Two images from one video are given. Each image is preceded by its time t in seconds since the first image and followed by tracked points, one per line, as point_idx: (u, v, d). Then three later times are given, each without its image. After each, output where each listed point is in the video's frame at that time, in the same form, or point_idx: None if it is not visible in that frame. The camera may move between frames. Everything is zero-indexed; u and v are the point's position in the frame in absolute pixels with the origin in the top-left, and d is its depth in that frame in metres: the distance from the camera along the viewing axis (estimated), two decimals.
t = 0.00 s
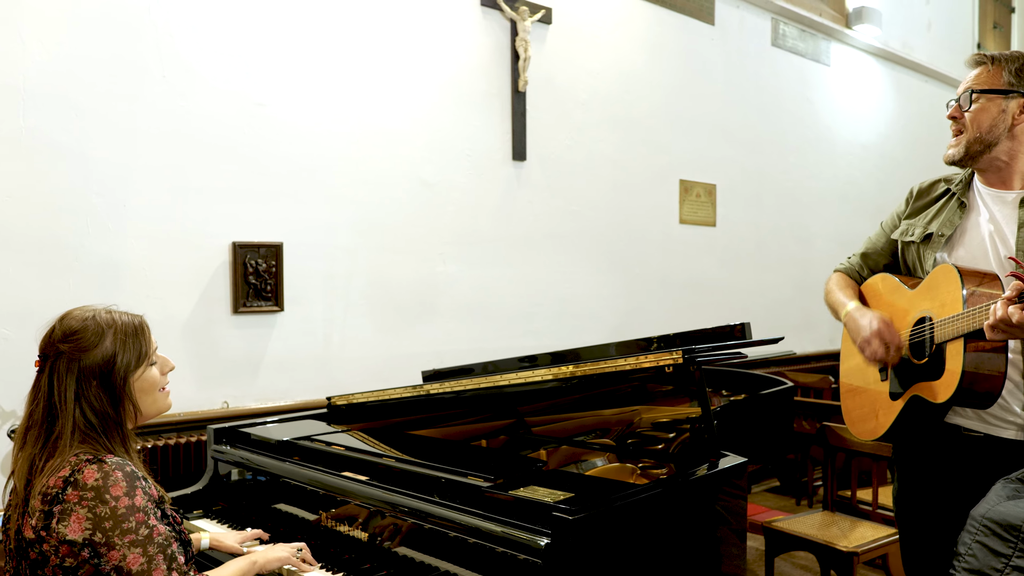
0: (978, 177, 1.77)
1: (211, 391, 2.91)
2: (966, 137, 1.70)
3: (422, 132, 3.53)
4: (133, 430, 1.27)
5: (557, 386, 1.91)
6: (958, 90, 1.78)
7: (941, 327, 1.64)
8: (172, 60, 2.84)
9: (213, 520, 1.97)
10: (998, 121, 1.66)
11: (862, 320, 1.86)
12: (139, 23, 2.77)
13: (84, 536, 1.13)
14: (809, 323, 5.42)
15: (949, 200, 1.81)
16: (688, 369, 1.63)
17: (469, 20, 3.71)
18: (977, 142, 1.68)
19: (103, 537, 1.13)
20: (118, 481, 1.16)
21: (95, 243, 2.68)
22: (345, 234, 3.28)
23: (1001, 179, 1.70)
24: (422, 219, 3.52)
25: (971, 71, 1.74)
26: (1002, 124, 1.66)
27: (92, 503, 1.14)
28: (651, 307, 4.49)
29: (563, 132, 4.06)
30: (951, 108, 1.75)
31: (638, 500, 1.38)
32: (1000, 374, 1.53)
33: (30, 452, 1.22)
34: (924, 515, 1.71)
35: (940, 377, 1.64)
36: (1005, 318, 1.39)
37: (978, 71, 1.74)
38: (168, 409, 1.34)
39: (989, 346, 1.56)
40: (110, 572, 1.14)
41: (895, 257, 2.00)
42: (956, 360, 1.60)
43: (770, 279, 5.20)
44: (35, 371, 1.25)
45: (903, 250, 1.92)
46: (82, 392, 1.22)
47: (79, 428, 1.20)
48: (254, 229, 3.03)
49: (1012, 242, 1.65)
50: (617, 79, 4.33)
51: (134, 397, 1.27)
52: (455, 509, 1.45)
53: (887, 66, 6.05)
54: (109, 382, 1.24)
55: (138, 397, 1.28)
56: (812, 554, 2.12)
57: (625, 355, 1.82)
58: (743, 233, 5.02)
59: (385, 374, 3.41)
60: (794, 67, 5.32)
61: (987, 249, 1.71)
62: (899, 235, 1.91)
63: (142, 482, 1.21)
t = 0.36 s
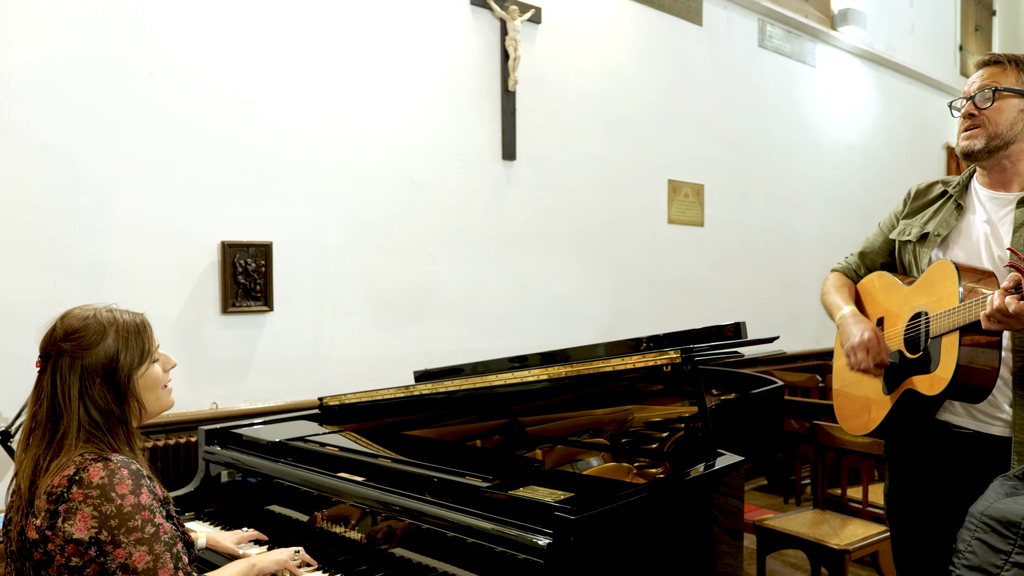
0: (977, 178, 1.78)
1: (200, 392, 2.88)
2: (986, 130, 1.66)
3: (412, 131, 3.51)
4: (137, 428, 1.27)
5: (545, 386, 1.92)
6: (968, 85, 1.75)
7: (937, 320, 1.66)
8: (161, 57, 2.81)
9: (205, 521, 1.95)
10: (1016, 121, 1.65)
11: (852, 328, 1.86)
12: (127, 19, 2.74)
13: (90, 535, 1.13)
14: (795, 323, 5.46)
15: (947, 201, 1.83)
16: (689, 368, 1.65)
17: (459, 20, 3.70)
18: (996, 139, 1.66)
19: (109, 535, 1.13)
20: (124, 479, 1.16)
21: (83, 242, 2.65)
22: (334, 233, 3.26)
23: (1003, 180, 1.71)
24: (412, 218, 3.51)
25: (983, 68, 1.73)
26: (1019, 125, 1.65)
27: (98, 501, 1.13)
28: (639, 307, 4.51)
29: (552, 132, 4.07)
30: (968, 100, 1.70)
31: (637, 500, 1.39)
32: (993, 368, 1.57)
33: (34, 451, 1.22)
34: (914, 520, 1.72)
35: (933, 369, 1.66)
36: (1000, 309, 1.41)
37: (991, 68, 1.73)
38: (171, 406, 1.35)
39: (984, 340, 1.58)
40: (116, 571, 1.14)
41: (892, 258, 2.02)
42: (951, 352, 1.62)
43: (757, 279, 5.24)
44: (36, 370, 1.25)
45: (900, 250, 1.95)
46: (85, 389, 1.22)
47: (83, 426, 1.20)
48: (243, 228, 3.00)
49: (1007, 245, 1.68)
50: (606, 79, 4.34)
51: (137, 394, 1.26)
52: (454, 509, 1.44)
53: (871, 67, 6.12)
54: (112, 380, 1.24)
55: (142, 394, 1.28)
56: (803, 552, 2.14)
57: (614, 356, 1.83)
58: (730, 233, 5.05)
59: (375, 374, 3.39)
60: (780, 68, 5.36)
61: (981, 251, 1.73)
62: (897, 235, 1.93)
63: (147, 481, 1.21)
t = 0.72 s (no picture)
0: (963, 180, 1.80)
1: (185, 394, 2.84)
2: (962, 133, 1.69)
3: (399, 130, 3.49)
4: (121, 428, 1.26)
5: (532, 386, 1.91)
6: (951, 90, 1.79)
7: (930, 319, 1.67)
8: (145, 54, 2.77)
9: (192, 525, 1.93)
10: (995, 124, 1.68)
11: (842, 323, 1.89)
12: (110, 15, 2.70)
13: (79, 539, 1.11)
14: (781, 322, 5.50)
15: (933, 203, 1.84)
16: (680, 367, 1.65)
17: (446, 19, 3.68)
18: (974, 141, 1.68)
19: (98, 539, 1.12)
20: (114, 481, 1.15)
21: (65, 241, 2.60)
22: (321, 232, 3.23)
23: (986, 181, 1.73)
24: (399, 218, 3.49)
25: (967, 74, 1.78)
26: (998, 128, 1.67)
27: (87, 504, 1.12)
28: (627, 307, 4.52)
29: (540, 131, 4.06)
30: (950, 104, 1.75)
31: (631, 500, 1.38)
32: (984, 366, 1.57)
33: (18, 454, 1.19)
34: (904, 517, 1.73)
35: (925, 367, 1.66)
36: (995, 309, 1.41)
37: (974, 74, 1.77)
38: (155, 406, 1.33)
39: (977, 340, 1.58)
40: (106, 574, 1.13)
41: (881, 258, 2.03)
42: (943, 350, 1.62)
43: (743, 279, 5.27)
44: (15, 373, 1.22)
45: (888, 250, 1.95)
46: (67, 390, 1.20)
47: (67, 428, 1.19)
48: (229, 228, 2.97)
49: (992, 244, 1.70)
50: (593, 79, 4.35)
51: (120, 394, 1.25)
52: (446, 511, 1.43)
53: (855, 69, 6.17)
54: (95, 380, 1.22)
55: (126, 394, 1.27)
56: (792, 551, 2.15)
57: (600, 356, 1.82)
58: (717, 233, 5.08)
59: (362, 375, 3.37)
60: (765, 69, 5.40)
61: (968, 250, 1.75)
62: (885, 235, 1.94)
63: (136, 482, 1.20)
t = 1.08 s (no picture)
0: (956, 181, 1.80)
1: (169, 395, 2.81)
2: (958, 149, 1.69)
3: (385, 128, 3.47)
4: (104, 432, 1.24)
5: (520, 388, 1.90)
6: (933, 101, 1.77)
7: (925, 317, 1.68)
8: (128, 50, 2.73)
9: (177, 528, 1.90)
10: (986, 132, 1.67)
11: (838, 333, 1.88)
12: (92, 11, 2.65)
13: (60, 541, 1.10)
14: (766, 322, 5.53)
15: (925, 203, 1.85)
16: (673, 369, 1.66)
17: (434, 17, 3.66)
18: (970, 154, 1.68)
19: (79, 541, 1.10)
20: (96, 482, 1.13)
21: (46, 240, 2.56)
22: (307, 232, 3.20)
23: (979, 185, 1.73)
24: (386, 217, 3.46)
25: (945, 84, 1.75)
26: (989, 135, 1.67)
27: (69, 506, 1.10)
28: (614, 307, 4.52)
29: (527, 131, 4.05)
30: (936, 120, 1.72)
31: (624, 502, 1.38)
32: (977, 363, 1.59)
33: None
34: (896, 510, 1.75)
35: (921, 365, 1.68)
36: (994, 304, 1.42)
37: (952, 83, 1.74)
38: (139, 408, 1.31)
39: (971, 339, 1.60)
40: None
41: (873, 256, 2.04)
42: (939, 348, 1.64)
43: (729, 279, 5.29)
44: None
45: (880, 248, 1.96)
46: (48, 393, 1.17)
47: (47, 431, 1.17)
48: (213, 227, 2.93)
49: (984, 243, 1.71)
50: (580, 79, 4.34)
51: (104, 396, 1.23)
52: (438, 513, 1.41)
53: (839, 70, 6.22)
54: (76, 383, 1.19)
55: (110, 398, 1.24)
56: (781, 550, 2.16)
57: (591, 357, 1.81)
58: (703, 233, 5.10)
59: (349, 376, 3.34)
60: (751, 70, 5.42)
61: (958, 249, 1.76)
62: (878, 233, 1.95)
63: (118, 484, 1.18)
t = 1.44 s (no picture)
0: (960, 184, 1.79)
1: (156, 397, 2.77)
2: (970, 165, 1.67)
3: (375, 127, 3.44)
4: (95, 433, 1.22)
5: (510, 390, 1.89)
6: (937, 117, 1.75)
7: (927, 313, 1.67)
8: (113, 47, 2.69)
9: (165, 533, 1.86)
10: (995, 145, 1.66)
11: (840, 314, 1.85)
12: (76, 7, 2.61)
13: (57, 546, 1.07)
14: (755, 322, 5.55)
15: (927, 207, 1.85)
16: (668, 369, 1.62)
17: (424, 15, 3.63)
18: (982, 169, 1.67)
19: (78, 545, 1.08)
20: (94, 485, 1.11)
21: (29, 240, 2.51)
22: (296, 232, 3.16)
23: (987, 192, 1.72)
24: (376, 217, 3.44)
25: (949, 99, 1.72)
26: (999, 147, 1.66)
27: (67, 509, 1.08)
28: (604, 307, 4.52)
29: (517, 130, 4.04)
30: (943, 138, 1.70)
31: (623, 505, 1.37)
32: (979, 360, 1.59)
33: None
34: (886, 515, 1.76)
35: (921, 359, 1.66)
36: (1005, 299, 1.40)
37: (955, 98, 1.71)
38: (128, 409, 1.29)
39: (975, 334, 1.59)
40: None
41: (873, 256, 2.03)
42: (942, 343, 1.62)
43: (719, 279, 5.31)
44: None
45: (880, 247, 1.96)
46: (40, 394, 1.15)
47: (40, 433, 1.14)
48: (201, 227, 2.89)
49: (989, 244, 1.69)
50: (570, 78, 4.33)
51: (96, 397, 1.21)
52: (433, 518, 1.39)
53: (828, 70, 6.25)
54: (69, 384, 1.17)
55: (100, 397, 1.22)
56: (775, 551, 2.15)
57: (578, 360, 1.78)
58: (693, 233, 5.10)
59: (338, 377, 3.31)
60: (740, 70, 5.44)
61: (963, 251, 1.74)
62: (879, 234, 1.94)
63: (114, 486, 1.16)
